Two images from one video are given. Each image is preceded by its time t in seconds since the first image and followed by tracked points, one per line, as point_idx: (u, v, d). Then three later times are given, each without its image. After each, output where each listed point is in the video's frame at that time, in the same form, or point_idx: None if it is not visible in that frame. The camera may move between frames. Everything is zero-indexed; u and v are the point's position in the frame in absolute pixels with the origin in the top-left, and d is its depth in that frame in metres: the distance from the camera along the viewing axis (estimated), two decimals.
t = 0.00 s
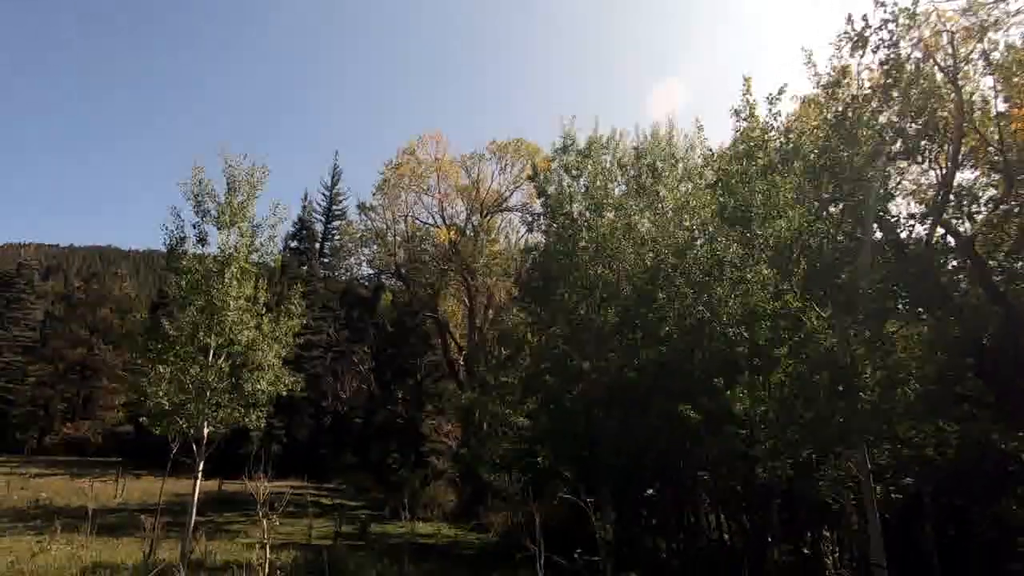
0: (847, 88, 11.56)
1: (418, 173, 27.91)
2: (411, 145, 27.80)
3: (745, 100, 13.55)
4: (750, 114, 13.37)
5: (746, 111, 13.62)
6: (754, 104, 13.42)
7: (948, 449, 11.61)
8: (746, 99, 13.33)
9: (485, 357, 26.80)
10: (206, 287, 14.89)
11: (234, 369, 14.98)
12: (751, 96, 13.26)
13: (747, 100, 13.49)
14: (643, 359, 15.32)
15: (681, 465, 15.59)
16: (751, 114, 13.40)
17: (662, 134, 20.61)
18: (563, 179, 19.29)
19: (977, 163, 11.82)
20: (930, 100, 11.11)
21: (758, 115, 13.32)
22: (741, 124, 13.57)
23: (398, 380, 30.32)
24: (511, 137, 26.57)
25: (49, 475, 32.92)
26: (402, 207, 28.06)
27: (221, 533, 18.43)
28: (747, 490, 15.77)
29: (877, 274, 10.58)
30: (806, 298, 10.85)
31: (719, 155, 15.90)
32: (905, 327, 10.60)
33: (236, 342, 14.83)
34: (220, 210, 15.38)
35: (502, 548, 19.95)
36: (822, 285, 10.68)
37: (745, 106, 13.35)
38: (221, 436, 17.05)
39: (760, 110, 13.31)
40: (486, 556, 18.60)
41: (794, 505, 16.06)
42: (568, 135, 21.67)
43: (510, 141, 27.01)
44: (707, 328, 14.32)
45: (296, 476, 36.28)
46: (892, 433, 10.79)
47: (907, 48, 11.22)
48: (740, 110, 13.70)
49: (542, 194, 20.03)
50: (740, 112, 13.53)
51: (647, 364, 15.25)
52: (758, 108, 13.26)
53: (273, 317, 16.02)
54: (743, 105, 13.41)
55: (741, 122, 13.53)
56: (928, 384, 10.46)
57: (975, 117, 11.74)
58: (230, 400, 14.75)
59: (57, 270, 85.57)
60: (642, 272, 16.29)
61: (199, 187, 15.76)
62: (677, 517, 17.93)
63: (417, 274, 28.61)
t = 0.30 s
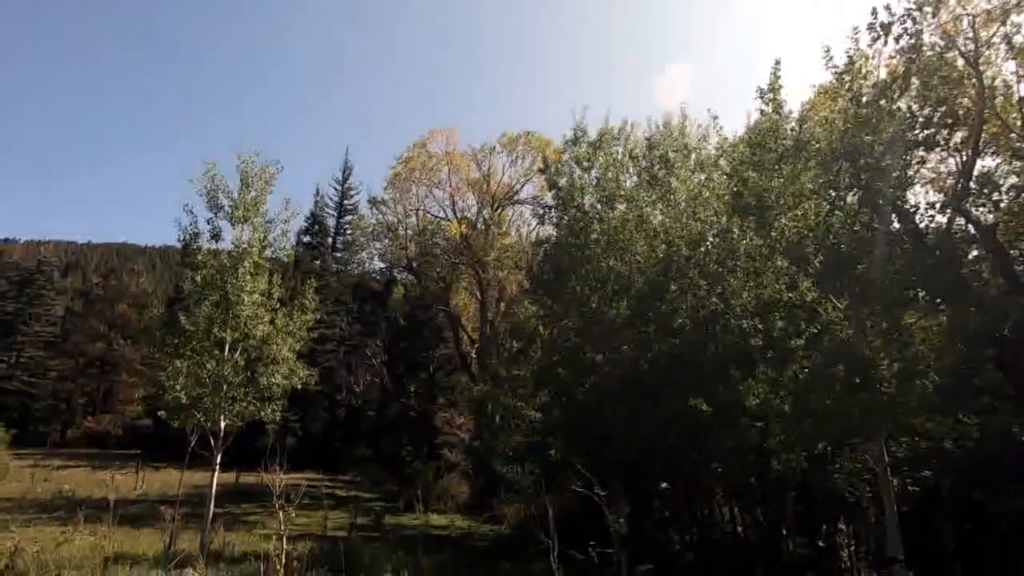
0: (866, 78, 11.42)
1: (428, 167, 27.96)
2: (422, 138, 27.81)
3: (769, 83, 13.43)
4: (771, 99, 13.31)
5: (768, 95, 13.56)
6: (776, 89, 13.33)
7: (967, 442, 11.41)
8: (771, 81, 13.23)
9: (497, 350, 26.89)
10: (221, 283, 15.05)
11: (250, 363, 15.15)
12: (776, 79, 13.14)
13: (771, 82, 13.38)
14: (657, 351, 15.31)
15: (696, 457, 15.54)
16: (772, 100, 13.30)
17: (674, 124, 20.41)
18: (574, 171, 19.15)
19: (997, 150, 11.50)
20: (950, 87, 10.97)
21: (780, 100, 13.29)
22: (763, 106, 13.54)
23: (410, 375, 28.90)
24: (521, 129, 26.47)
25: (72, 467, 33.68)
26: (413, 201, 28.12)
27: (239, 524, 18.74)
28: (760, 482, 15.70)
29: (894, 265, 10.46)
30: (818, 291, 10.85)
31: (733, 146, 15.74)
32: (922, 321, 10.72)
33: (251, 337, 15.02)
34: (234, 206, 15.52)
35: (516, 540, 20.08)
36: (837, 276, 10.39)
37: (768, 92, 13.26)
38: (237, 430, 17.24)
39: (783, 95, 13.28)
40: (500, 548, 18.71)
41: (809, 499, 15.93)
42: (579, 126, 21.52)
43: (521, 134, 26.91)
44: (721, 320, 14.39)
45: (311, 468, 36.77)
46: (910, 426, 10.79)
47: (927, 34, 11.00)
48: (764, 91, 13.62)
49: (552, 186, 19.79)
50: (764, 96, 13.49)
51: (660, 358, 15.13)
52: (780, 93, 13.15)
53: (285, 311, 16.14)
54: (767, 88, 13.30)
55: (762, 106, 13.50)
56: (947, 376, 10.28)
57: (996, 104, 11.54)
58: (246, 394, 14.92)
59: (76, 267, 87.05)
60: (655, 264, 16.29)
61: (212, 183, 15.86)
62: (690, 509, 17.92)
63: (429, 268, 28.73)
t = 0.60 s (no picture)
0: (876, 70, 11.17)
1: (435, 166, 28.01)
2: (428, 137, 27.83)
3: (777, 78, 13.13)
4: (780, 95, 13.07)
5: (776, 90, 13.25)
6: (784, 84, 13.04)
7: (982, 442, 11.23)
8: (778, 76, 12.95)
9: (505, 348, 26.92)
10: (231, 283, 15.16)
11: (259, 363, 15.26)
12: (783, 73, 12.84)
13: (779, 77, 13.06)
14: (665, 349, 15.26)
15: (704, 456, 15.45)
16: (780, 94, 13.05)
17: (681, 121, 20.33)
18: (581, 169, 19.09)
19: (1012, 143, 11.33)
20: (962, 80, 10.83)
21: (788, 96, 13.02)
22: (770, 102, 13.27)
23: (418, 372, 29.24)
24: (528, 128, 26.45)
25: (86, 466, 34.04)
26: (420, 200, 28.19)
27: (249, 522, 18.87)
28: (770, 480, 15.60)
29: (906, 260, 9.98)
30: (828, 289, 10.71)
31: (740, 142, 15.59)
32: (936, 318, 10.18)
33: (261, 337, 15.15)
34: (242, 206, 15.60)
35: (524, 538, 20.09)
36: (848, 272, 10.40)
37: (776, 87, 12.98)
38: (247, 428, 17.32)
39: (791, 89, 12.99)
40: (508, 546, 18.74)
41: (820, 496, 15.85)
42: (585, 124, 21.46)
43: (527, 132, 26.88)
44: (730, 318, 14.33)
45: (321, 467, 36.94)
46: (922, 424, 10.60)
47: (938, 27, 10.86)
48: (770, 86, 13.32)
49: (559, 183, 19.69)
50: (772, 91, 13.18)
51: (669, 356, 15.03)
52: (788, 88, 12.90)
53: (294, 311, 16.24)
54: (774, 83, 13.03)
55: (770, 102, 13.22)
56: (960, 373, 10.09)
57: (1009, 97, 11.38)
58: (256, 394, 15.01)
59: (88, 268, 87.97)
60: (663, 262, 16.33)
61: (222, 184, 15.94)
62: (698, 507, 17.86)
63: (436, 267, 28.78)
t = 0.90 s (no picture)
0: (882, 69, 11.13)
1: (441, 168, 28.08)
2: (434, 139, 27.91)
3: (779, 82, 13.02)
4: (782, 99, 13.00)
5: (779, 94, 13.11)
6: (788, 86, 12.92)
7: (993, 443, 11.12)
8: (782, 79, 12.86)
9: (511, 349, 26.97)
10: (239, 285, 15.23)
11: (268, 365, 15.35)
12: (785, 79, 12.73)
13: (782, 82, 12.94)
14: (671, 350, 15.18)
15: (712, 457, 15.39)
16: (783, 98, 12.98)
17: (687, 122, 20.29)
18: (587, 169, 19.09)
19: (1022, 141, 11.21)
20: (969, 78, 10.76)
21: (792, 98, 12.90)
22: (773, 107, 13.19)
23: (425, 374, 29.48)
24: (533, 129, 26.47)
25: (96, 467, 34.35)
26: (426, 202, 28.27)
27: (257, 523, 19.01)
28: (777, 481, 15.55)
29: (916, 260, 9.93)
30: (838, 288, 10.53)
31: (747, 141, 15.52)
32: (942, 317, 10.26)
33: (268, 340, 15.23)
34: (251, 209, 15.67)
35: (531, 540, 20.07)
36: (853, 270, 10.64)
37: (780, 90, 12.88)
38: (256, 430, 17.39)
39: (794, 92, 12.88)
40: (516, 547, 18.75)
41: (829, 497, 15.79)
42: (590, 125, 21.48)
43: (533, 133, 26.89)
44: (737, 319, 13.88)
45: (328, 468, 37.08)
46: (932, 425, 10.52)
47: (944, 25, 10.82)
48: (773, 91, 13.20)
49: (565, 185, 19.70)
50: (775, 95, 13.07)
51: (675, 357, 14.93)
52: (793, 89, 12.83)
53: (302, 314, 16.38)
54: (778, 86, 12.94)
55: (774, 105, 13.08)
56: (970, 374, 9.99)
57: (1019, 94, 11.28)
58: (264, 396, 15.08)
59: (97, 271, 88.73)
60: (668, 263, 16.71)
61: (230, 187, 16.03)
62: (706, 509, 17.82)
63: (442, 269, 28.78)
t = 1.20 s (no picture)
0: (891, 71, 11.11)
1: (450, 171, 28.18)
2: (443, 142, 28.03)
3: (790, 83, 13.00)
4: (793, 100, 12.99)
5: (790, 95, 13.08)
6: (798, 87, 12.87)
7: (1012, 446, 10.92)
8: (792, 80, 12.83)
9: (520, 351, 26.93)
10: (250, 288, 15.33)
11: (279, 368, 15.44)
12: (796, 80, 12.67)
13: (792, 84, 12.94)
14: (681, 353, 15.14)
15: (723, 460, 15.28)
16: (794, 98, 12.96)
17: (696, 123, 20.23)
18: (596, 172, 19.11)
19: None
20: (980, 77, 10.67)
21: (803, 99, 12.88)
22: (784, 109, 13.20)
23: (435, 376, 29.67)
24: (542, 131, 26.49)
25: (112, 469, 34.85)
26: (435, 205, 28.38)
27: (269, 525, 19.14)
28: (789, 484, 15.41)
29: (927, 263, 9.82)
30: (852, 288, 10.57)
31: (757, 142, 15.45)
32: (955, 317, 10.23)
33: (280, 342, 15.32)
34: (262, 213, 15.78)
35: (541, 542, 20.04)
36: (864, 271, 10.45)
37: (790, 91, 12.84)
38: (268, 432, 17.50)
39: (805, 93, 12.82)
40: (526, 550, 18.74)
41: (842, 499, 15.68)
42: (599, 127, 21.52)
43: (542, 136, 26.93)
44: (749, 321, 13.56)
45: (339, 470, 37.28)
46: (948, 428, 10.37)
47: (954, 24, 10.74)
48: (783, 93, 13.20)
49: (574, 187, 19.73)
50: (785, 97, 13.05)
51: (685, 359, 14.94)
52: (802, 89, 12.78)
53: (314, 316, 16.48)
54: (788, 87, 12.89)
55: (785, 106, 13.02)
56: (986, 375, 9.83)
57: None
58: (276, 398, 15.19)
59: (112, 275, 89.84)
60: (678, 265, 16.44)
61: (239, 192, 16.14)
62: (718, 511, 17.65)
63: (451, 271, 29.12)
